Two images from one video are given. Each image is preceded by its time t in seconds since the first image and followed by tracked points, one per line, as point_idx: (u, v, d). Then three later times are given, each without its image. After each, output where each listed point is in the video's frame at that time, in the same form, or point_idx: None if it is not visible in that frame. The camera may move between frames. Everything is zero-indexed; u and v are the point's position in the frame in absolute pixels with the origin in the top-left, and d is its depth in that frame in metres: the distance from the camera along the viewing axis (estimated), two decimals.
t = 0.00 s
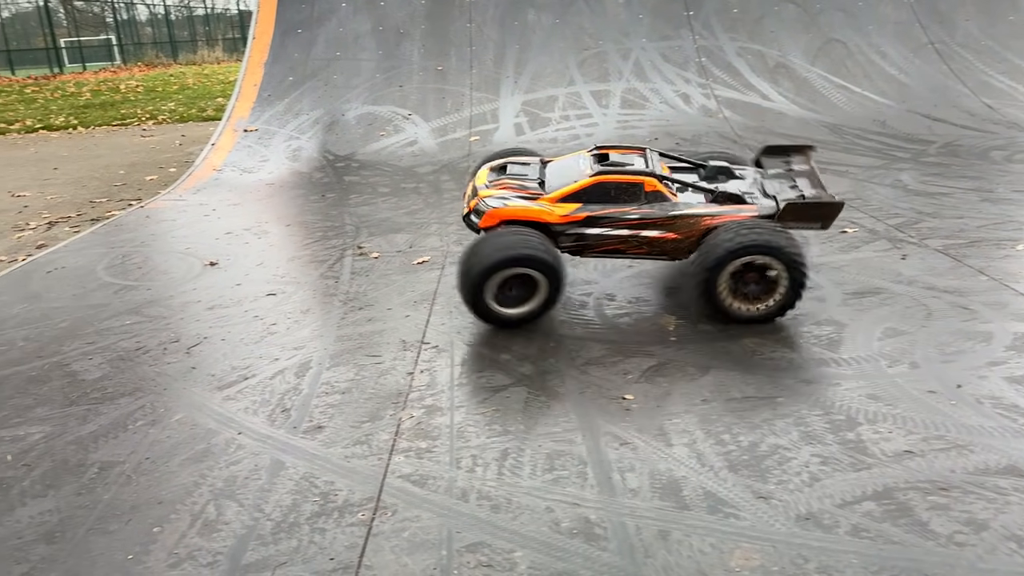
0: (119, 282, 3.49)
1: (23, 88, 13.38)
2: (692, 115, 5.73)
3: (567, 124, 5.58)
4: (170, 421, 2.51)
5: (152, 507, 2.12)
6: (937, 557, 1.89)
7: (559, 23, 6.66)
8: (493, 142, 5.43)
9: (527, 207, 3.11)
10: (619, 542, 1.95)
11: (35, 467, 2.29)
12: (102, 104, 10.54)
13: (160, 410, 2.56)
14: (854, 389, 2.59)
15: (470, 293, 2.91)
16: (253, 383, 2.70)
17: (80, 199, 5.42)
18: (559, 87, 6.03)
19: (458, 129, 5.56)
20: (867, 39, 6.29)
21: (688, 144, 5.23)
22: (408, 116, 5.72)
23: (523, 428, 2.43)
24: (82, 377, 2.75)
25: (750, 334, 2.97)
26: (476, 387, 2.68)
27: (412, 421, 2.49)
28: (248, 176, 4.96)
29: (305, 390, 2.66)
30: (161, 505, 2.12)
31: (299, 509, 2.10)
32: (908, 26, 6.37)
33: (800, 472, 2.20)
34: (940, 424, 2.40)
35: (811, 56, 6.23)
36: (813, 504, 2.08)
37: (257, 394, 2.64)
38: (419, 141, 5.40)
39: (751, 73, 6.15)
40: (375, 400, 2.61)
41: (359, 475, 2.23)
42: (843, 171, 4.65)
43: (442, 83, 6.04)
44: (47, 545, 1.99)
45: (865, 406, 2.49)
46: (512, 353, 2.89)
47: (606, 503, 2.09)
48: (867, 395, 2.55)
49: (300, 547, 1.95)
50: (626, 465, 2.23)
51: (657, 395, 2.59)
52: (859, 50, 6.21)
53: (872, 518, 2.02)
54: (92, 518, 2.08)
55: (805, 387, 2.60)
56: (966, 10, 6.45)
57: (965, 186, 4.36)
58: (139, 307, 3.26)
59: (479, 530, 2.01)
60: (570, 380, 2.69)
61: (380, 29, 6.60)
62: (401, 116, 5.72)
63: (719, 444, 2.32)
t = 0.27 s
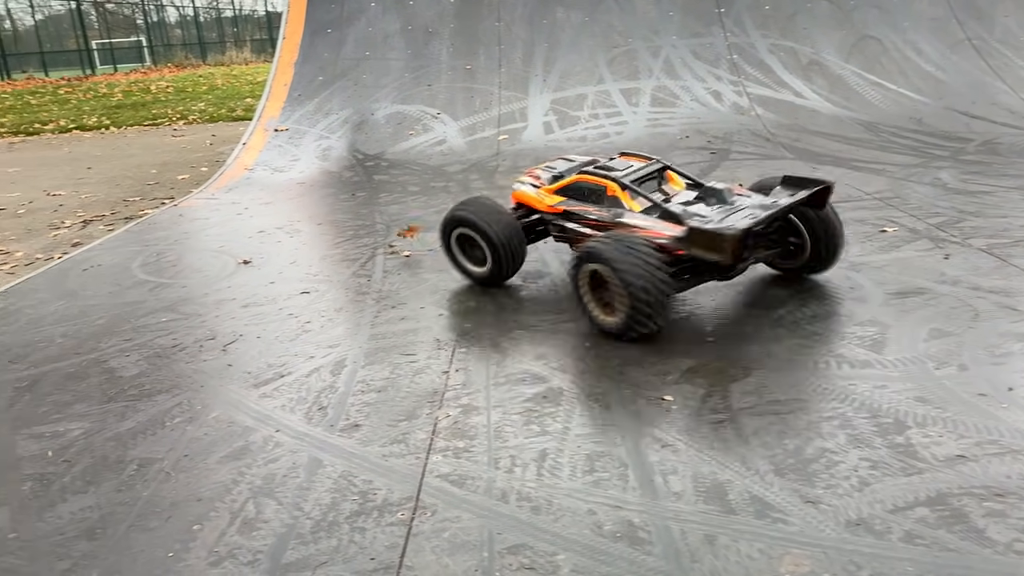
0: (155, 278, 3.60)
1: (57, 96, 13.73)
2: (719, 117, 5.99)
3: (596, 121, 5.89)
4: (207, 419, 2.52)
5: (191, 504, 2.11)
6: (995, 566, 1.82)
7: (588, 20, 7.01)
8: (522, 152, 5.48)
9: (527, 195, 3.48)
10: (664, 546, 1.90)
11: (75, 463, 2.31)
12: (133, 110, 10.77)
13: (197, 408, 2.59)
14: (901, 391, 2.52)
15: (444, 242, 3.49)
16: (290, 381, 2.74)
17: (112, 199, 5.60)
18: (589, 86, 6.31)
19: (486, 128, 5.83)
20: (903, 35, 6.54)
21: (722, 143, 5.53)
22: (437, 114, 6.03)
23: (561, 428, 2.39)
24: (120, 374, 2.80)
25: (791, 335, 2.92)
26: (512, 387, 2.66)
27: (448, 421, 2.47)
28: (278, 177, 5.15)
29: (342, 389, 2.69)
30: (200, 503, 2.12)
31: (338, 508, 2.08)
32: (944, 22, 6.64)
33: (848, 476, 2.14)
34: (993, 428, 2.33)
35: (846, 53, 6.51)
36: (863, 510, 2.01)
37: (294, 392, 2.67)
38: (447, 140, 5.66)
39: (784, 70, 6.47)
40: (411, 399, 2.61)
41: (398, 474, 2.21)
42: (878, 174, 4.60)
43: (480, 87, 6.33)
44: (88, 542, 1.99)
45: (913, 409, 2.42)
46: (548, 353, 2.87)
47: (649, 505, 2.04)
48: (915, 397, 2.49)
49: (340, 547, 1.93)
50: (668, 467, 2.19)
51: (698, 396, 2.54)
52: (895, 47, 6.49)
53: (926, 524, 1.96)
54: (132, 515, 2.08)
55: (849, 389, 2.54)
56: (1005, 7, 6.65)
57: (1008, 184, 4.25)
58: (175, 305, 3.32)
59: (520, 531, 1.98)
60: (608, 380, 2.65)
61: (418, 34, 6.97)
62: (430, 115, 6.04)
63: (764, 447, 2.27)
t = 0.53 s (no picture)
0: (225, 279, 4.08)
1: (129, 125, 14.47)
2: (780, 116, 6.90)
3: (660, 119, 6.99)
4: (288, 422, 2.59)
5: (278, 508, 2.11)
6: None
7: (650, 17, 8.25)
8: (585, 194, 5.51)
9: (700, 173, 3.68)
10: (770, 565, 1.81)
11: (162, 462, 2.39)
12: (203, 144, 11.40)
13: (278, 408, 2.69)
14: (1011, 406, 2.39)
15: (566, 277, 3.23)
16: (367, 382, 2.85)
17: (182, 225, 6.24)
18: (651, 85, 7.49)
19: (547, 128, 7.20)
20: (976, 32, 7.42)
21: (792, 142, 6.32)
22: (497, 115, 7.52)
23: (648, 437, 2.32)
24: (200, 373, 3.01)
25: (885, 354, 2.80)
26: (592, 393, 2.61)
27: (529, 427, 2.42)
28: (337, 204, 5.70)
29: (419, 392, 2.75)
30: (287, 507, 2.12)
31: (425, 514, 2.04)
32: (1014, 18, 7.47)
33: (962, 496, 2.01)
34: None
35: (917, 51, 7.40)
36: (984, 532, 1.89)
37: (371, 394, 2.76)
38: (507, 140, 7.12)
39: (853, 66, 7.38)
40: (490, 404, 2.61)
41: (483, 481, 2.17)
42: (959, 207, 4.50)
43: (543, 88, 7.74)
44: (179, 544, 1.99)
45: None
46: (627, 360, 2.85)
47: (749, 522, 1.95)
48: None
49: (431, 555, 1.88)
50: (766, 483, 2.10)
51: (790, 408, 2.45)
52: (965, 45, 7.34)
53: None
54: (219, 517, 2.09)
55: (953, 402, 2.44)
56: None
57: None
58: (246, 306, 3.67)
59: (615, 545, 1.90)
60: (691, 389, 2.58)
61: (479, 34, 8.57)
62: (490, 115, 7.55)
63: (867, 463, 2.17)
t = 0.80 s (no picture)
0: (259, 283, 4.25)
1: (164, 124, 14.73)
2: (818, 120, 6.77)
3: (694, 123, 6.90)
4: (321, 431, 2.60)
5: (311, 520, 2.09)
6: None
7: (686, 20, 8.15)
8: (618, 217, 5.52)
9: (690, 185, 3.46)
10: None
11: (195, 470, 2.40)
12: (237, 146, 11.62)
13: (311, 417, 2.69)
14: None
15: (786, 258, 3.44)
16: (400, 392, 2.85)
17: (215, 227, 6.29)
18: (686, 88, 7.39)
19: (579, 131, 7.15)
20: None
21: (830, 149, 6.20)
22: (529, 118, 7.48)
23: (687, 456, 2.27)
24: (233, 379, 3.05)
25: (933, 373, 2.71)
26: (629, 409, 2.56)
27: (565, 444, 2.38)
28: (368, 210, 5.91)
29: (452, 403, 2.73)
30: (319, 520, 2.09)
31: (460, 532, 2.01)
32: None
33: (1019, 528, 1.92)
34: None
35: (962, 55, 7.23)
36: None
37: (404, 405, 2.75)
38: (539, 144, 7.10)
39: (893, 71, 7.21)
40: (524, 417, 2.58)
41: (517, 498, 2.13)
42: (1006, 219, 4.37)
43: (576, 91, 7.68)
44: (211, 555, 1.98)
45: None
46: (664, 374, 2.80)
47: (794, 550, 1.89)
48: None
49: None
50: (811, 508, 2.03)
51: (834, 429, 2.38)
52: (1013, 50, 7.18)
53: None
54: (252, 528, 2.07)
55: (1008, 427, 2.34)
56: None
57: None
58: (278, 311, 3.79)
59: (654, 570, 1.84)
60: (732, 407, 2.52)
61: (512, 36, 8.53)
62: (523, 118, 7.50)
63: (918, 489, 2.09)
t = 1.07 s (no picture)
0: (275, 289, 4.23)
1: (178, 123, 14.77)
2: (836, 133, 6.70)
3: (711, 133, 6.85)
4: (339, 444, 2.57)
5: (328, 538, 2.06)
6: None
7: (704, 29, 8.10)
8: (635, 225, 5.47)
9: (595, 185, 4.01)
10: None
11: (211, 482, 2.36)
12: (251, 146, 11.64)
13: (328, 429, 2.66)
14: None
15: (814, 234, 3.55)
16: (417, 405, 2.81)
17: (229, 229, 6.29)
18: (703, 98, 7.34)
19: (595, 138, 7.12)
20: None
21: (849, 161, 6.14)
22: (544, 125, 7.46)
23: (712, 479, 2.22)
24: (250, 387, 3.03)
25: (963, 397, 2.64)
26: (651, 428, 2.52)
27: (586, 463, 2.34)
28: (383, 216, 5.89)
29: (471, 418, 2.69)
30: (337, 537, 2.06)
31: (480, 554, 1.97)
32: None
33: None
34: None
35: (984, 69, 7.14)
36: None
37: (421, 418, 2.71)
38: (554, 151, 7.07)
39: (913, 84, 7.13)
40: (544, 434, 2.54)
41: (539, 520, 2.08)
42: None
43: (593, 98, 7.65)
44: (228, 572, 1.95)
45: None
46: (686, 392, 2.75)
47: None
48: None
49: None
50: (841, 538, 1.98)
51: (863, 454, 2.33)
52: None
53: None
54: (269, 545, 2.04)
55: None
56: None
57: None
58: (295, 318, 3.78)
59: None
60: (757, 429, 2.47)
61: (529, 42, 8.50)
62: (538, 125, 7.47)
63: (951, 520, 2.03)
